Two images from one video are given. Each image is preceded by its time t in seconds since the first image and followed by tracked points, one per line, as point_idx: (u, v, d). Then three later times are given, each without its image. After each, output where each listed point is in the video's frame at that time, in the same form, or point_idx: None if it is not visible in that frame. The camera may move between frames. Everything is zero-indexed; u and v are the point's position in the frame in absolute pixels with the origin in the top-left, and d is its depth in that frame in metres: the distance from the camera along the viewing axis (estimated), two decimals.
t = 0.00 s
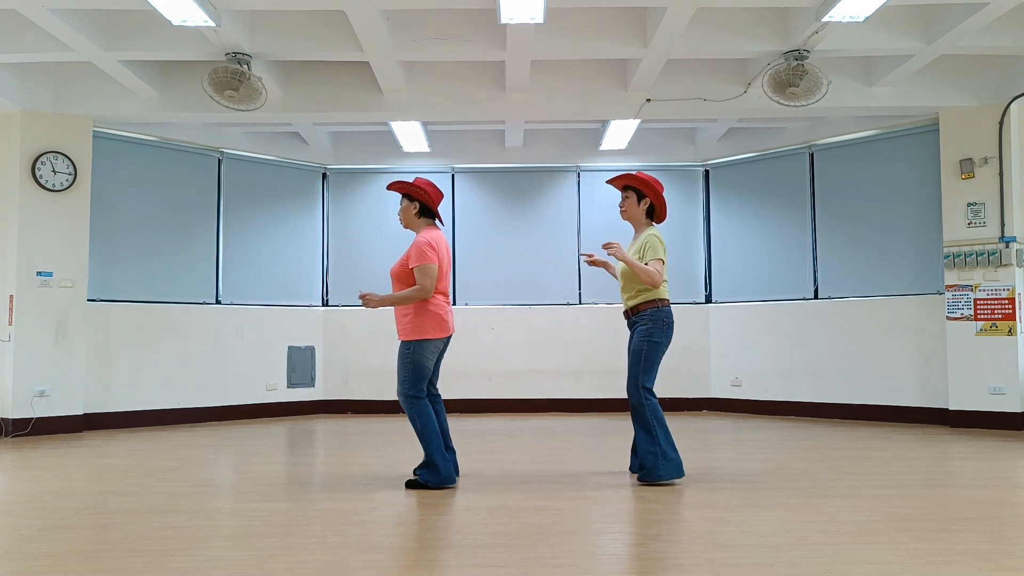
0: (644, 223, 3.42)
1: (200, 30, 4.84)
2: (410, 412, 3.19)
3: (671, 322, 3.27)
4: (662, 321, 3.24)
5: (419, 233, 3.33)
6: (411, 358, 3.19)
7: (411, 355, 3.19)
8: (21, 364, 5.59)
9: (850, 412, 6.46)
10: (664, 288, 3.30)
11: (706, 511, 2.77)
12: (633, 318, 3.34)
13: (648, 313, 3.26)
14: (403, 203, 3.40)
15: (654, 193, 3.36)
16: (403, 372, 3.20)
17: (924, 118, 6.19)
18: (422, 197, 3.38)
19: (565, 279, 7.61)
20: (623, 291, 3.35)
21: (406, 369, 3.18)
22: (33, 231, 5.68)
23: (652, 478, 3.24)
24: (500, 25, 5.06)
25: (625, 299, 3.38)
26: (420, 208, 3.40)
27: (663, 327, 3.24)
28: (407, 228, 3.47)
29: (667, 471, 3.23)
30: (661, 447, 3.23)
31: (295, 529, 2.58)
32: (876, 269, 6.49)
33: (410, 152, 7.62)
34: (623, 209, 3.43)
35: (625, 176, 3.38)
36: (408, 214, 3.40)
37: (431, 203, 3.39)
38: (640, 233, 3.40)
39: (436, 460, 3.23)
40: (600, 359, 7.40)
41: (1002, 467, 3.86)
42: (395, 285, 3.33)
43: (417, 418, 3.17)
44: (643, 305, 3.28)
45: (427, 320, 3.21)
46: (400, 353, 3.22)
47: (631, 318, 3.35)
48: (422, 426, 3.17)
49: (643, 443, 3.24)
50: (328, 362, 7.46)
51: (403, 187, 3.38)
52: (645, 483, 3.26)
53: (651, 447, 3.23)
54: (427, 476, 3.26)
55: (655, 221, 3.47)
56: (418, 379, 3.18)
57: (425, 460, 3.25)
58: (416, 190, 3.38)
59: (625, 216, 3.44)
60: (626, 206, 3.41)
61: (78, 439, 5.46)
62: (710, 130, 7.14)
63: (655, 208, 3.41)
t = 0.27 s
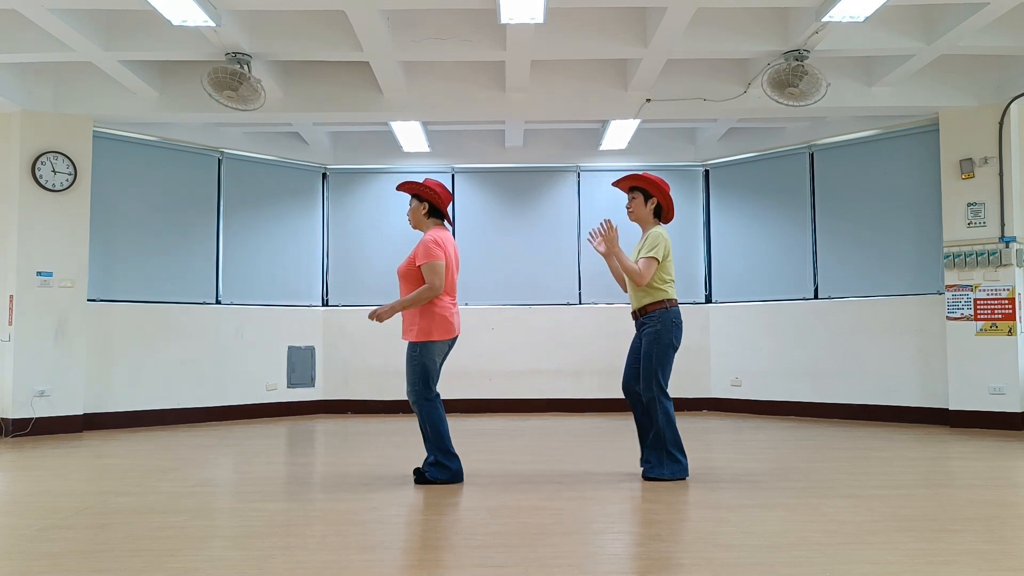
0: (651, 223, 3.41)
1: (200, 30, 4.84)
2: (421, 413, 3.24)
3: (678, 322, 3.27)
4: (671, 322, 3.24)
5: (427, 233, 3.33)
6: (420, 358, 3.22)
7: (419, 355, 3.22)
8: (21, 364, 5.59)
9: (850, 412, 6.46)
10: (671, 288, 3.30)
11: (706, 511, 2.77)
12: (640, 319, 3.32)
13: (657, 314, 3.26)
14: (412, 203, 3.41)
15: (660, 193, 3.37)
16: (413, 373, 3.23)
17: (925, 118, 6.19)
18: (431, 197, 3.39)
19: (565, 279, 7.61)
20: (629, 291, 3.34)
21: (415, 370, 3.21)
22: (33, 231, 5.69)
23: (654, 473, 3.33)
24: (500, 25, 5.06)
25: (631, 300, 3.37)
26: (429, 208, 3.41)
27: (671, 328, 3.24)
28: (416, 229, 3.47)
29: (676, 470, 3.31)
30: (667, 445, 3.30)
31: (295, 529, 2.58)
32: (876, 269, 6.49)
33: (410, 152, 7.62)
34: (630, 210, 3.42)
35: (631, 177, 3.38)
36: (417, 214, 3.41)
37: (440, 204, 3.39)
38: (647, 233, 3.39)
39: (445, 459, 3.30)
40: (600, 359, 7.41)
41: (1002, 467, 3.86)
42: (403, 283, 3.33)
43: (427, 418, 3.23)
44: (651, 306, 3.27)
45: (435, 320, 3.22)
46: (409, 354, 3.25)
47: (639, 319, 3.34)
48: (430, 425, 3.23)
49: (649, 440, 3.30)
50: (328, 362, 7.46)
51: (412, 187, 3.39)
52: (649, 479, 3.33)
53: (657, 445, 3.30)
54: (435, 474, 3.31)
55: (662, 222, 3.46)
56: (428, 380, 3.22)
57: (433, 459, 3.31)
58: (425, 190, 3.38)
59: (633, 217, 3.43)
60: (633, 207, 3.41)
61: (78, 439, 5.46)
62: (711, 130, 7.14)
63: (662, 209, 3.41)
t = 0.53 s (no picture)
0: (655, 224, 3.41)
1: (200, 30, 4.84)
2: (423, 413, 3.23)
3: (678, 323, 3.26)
4: (670, 323, 3.24)
5: (428, 233, 3.33)
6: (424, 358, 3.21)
7: (423, 355, 3.21)
8: (21, 364, 5.59)
9: (850, 412, 6.46)
10: (671, 288, 3.29)
11: (706, 511, 2.77)
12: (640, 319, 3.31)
13: (657, 314, 3.25)
14: (414, 203, 3.40)
15: (665, 194, 3.37)
16: (417, 372, 3.22)
17: (924, 118, 6.20)
18: (432, 196, 3.39)
19: (565, 279, 7.61)
20: (629, 293, 3.34)
21: (420, 370, 3.20)
22: (33, 231, 5.69)
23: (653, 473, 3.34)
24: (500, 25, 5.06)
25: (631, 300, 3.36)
26: (430, 208, 3.41)
27: (671, 329, 3.24)
28: (417, 229, 3.47)
29: (677, 470, 3.32)
30: (667, 446, 3.30)
31: (295, 529, 2.58)
32: (876, 269, 6.49)
33: (410, 152, 7.62)
34: (635, 209, 3.41)
35: (636, 177, 3.38)
36: (419, 214, 3.40)
37: (441, 203, 3.40)
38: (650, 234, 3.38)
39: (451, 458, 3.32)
40: (600, 359, 7.41)
41: (1002, 467, 3.87)
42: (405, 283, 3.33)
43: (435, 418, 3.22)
44: (652, 306, 3.26)
45: (438, 319, 3.21)
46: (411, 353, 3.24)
47: (638, 320, 3.32)
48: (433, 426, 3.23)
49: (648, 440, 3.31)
50: (328, 362, 7.46)
51: (414, 187, 3.39)
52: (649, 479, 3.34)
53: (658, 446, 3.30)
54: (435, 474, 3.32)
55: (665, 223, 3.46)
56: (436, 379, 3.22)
57: (433, 460, 3.31)
58: (427, 190, 3.38)
59: (636, 216, 3.42)
60: (637, 207, 3.40)
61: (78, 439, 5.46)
62: (710, 130, 7.14)
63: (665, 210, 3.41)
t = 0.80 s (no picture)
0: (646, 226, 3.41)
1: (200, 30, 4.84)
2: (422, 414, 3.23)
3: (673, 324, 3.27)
4: (664, 324, 3.24)
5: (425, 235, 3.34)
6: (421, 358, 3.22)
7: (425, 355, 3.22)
8: (21, 364, 5.59)
9: (850, 412, 6.46)
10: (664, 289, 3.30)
11: (706, 511, 2.77)
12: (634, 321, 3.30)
13: (651, 315, 3.24)
14: (409, 202, 3.39)
15: (655, 195, 3.37)
16: (413, 373, 3.23)
17: (924, 118, 6.20)
18: (428, 196, 3.39)
19: (565, 279, 7.61)
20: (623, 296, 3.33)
21: (419, 370, 3.21)
22: (33, 231, 5.69)
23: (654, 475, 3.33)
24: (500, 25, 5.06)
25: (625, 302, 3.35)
26: (426, 208, 3.41)
27: (666, 330, 3.25)
28: (409, 228, 3.45)
29: (677, 471, 3.32)
30: (667, 447, 3.29)
31: (294, 529, 2.58)
32: (876, 269, 6.49)
33: (410, 152, 7.62)
34: (625, 211, 3.41)
35: (626, 179, 3.38)
36: (414, 213, 3.40)
37: (437, 203, 3.40)
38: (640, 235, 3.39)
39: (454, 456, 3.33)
40: (600, 359, 7.41)
41: (1002, 467, 3.87)
42: (400, 282, 3.31)
43: (434, 415, 3.24)
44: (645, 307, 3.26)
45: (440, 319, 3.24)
46: (410, 354, 3.24)
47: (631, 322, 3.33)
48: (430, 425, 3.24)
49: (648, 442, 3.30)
50: (328, 362, 7.45)
51: (412, 186, 3.37)
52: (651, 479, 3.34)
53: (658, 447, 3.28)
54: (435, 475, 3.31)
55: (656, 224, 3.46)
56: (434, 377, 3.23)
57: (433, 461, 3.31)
58: (425, 190, 3.39)
59: (627, 218, 3.42)
60: (628, 209, 3.41)
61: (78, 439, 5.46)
62: (710, 130, 7.14)
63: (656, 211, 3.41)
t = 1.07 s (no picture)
0: (620, 225, 3.41)
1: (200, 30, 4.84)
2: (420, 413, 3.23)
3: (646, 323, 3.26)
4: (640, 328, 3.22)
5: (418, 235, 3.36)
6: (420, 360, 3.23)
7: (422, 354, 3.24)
8: (21, 364, 5.59)
9: (850, 412, 6.46)
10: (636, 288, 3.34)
11: (706, 511, 2.77)
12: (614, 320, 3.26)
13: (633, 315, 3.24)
14: (409, 201, 3.39)
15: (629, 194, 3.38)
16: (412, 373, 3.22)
17: (924, 118, 6.20)
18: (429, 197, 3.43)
19: (566, 279, 7.61)
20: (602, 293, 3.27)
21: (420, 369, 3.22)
22: (33, 231, 5.69)
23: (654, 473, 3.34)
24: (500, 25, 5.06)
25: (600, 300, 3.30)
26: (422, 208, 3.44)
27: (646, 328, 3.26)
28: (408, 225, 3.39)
29: (676, 466, 3.34)
30: (665, 445, 3.30)
31: (295, 529, 2.58)
32: (876, 269, 6.50)
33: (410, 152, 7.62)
34: (599, 211, 3.40)
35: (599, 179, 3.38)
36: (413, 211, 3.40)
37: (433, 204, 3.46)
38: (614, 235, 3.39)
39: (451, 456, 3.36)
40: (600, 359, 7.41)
41: (1001, 466, 3.87)
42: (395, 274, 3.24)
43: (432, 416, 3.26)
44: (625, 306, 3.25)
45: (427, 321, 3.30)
46: (409, 354, 3.22)
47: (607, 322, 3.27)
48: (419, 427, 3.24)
49: (647, 442, 3.30)
50: (328, 362, 7.46)
51: (418, 184, 3.41)
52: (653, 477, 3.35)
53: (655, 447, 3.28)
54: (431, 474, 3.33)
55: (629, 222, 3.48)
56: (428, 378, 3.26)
57: (433, 459, 3.32)
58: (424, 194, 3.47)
59: (601, 218, 3.42)
60: (602, 210, 3.40)
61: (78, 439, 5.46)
62: (710, 130, 7.14)
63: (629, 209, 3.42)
